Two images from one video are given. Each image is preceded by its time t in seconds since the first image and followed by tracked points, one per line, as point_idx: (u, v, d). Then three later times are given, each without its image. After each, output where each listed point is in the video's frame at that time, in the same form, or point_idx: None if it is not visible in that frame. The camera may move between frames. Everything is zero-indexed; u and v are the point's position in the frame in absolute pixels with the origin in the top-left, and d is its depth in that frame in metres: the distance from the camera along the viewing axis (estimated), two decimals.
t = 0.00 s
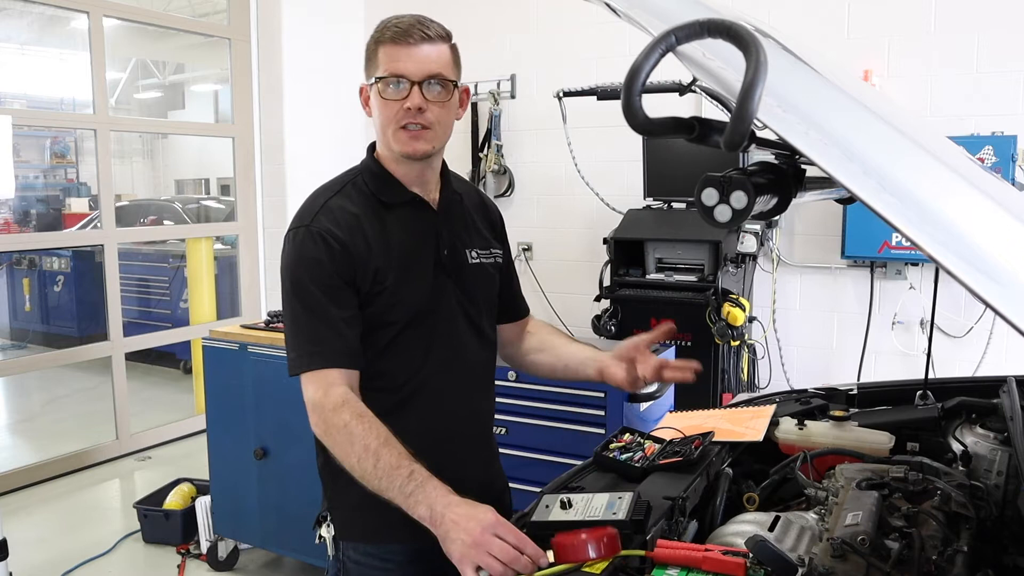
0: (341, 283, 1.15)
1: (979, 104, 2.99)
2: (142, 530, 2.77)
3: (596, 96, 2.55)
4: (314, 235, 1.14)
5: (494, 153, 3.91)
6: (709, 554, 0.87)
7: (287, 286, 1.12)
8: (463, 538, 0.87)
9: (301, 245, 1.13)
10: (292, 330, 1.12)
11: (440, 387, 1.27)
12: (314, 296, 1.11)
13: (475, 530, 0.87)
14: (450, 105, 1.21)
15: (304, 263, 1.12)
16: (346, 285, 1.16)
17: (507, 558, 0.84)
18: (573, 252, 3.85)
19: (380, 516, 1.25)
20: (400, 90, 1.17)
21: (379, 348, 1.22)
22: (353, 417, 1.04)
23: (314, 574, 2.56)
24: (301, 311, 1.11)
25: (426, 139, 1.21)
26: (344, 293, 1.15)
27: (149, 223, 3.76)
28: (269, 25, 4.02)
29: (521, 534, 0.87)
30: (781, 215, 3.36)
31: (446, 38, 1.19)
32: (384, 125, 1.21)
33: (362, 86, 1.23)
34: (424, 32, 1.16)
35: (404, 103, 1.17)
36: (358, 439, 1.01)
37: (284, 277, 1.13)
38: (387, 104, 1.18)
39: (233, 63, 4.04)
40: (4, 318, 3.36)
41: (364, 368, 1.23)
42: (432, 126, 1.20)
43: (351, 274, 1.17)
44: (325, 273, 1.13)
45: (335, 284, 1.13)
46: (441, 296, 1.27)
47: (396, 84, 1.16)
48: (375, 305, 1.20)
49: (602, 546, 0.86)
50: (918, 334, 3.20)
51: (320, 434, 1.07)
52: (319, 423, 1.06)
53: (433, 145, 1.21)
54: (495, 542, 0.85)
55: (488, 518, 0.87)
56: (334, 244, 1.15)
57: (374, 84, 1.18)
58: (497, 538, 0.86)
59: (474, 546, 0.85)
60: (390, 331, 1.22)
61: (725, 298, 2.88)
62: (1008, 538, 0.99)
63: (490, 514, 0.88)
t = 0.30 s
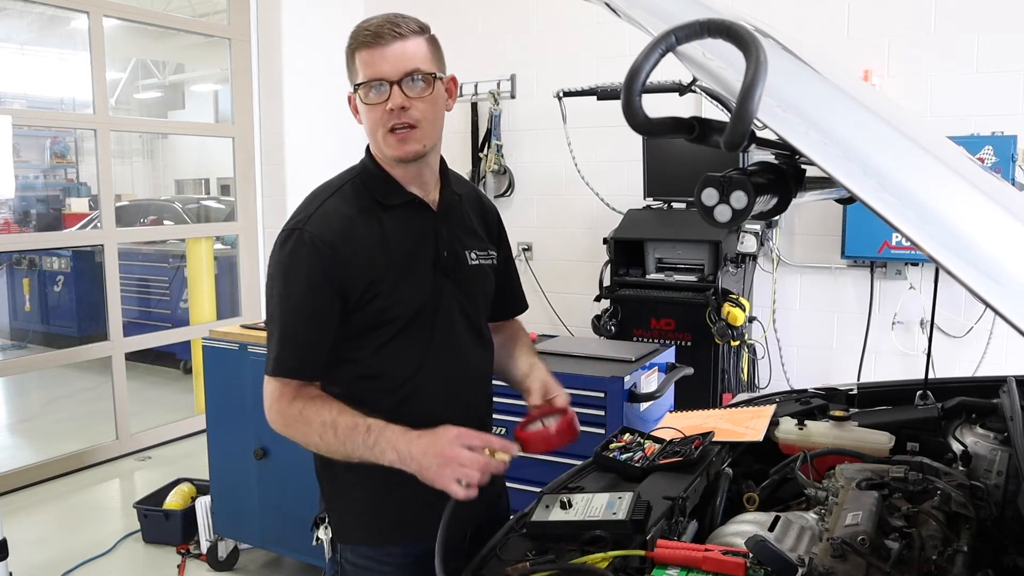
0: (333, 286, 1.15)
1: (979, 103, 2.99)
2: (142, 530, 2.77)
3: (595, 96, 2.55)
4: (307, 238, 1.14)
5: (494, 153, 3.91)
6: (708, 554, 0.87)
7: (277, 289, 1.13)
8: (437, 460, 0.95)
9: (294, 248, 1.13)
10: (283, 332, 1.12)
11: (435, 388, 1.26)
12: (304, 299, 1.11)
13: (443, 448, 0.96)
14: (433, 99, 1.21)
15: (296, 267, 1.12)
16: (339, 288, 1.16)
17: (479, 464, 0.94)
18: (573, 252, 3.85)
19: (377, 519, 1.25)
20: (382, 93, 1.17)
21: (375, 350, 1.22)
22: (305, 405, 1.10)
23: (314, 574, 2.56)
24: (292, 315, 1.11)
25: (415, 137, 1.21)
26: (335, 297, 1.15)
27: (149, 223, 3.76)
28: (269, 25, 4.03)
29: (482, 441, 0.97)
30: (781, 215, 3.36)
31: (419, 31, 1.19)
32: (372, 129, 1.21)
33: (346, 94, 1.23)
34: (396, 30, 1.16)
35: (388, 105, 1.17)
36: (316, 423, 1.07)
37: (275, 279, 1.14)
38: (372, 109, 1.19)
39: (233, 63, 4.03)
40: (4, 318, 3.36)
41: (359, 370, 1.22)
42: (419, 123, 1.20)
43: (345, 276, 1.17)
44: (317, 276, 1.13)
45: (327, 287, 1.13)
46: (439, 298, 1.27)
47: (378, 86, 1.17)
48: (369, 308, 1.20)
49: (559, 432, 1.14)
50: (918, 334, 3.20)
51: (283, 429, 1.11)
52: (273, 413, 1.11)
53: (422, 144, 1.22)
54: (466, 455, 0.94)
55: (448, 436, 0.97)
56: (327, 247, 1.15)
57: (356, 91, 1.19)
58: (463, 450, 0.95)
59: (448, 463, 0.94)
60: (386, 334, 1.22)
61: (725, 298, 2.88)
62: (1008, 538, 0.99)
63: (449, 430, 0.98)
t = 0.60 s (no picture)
0: (318, 289, 1.14)
1: (979, 103, 2.99)
2: (142, 530, 2.77)
3: (595, 96, 2.55)
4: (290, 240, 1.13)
5: (494, 153, 3.90)
6: (708, 554, 0.87)
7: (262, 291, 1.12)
8: (432, 433, 1.01)
9: (278, 250, 1.13)
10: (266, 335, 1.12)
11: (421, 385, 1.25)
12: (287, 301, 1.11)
13: (437, 421, 1.01)
14: (425, 101, 1.20)
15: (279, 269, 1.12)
16: (323, 291, 1.15)
17: (477, 429, 1.01)
18: (573, 252, 3.85)
19: (366, 525, 1.25)
20: (373, 93, 1.16)
21: (363, 353, 1.21)
22: (286, 399, 1.10)
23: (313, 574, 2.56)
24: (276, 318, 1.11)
25: (406, 140, 1.20)
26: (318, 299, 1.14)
27: (149, 223, 3.76)
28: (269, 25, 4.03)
29: (473, 408, 1.03)
30: (781, 215, 3.36)
31: (414, 32, 1.19)
32: (363, 130, 1.20)
33: (337, 93, 1.23)
34: (390, 29, 1.16)
35: (380, 106, 1.17)
36: (298, 417, 1.08)
37: (257, 282, 1.13)
38: (363, 109, 1.18)
39: (233, 63, 4.03)
40: (5, 318, 3.38)
41: (347, 374, 1.21)
42: (411, 125, 1.19)
43: (330, 279, 1.16)
44: (302, 279, 1.12)
45: (312, 290, 1.13)
46: (426, 300, 1.26)
47: (369, 87, 1.16)
48: (354, 311, 1.20)
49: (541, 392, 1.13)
50: (918, 334, 3.20)
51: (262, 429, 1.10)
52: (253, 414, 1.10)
53: (413, 146, 1.21)
54: (461, 424, 1.01)
55: (439, 407, 1.02)
56: (312, 249, 1.14)
57: (348, 90, 1.18)
58: (457, 420, 1.01)
59: (444, 435, 1.01)
60: (373, 336, 1.22)
61: (725, 298, 2.88)
62: (1008, 538, 0.99)
63: (437, 403, 1.03)
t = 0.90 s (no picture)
0: (296, 292, 1.14)
1: (979, 103, 2.99)
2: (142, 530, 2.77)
3: (595, 96, 2.55)
4: (268, 243, 1.13)
5: (494, 153, 3.90)
6: (709, 553, 0.87)
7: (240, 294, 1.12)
8: (423, 408, 0.95)
9: (256, 254, 1.12)
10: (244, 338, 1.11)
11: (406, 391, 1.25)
12: (264, 305, 1.10)
13: (426, 396, 0.95)
14: (409, 103, 1.20)
15: (257, 273, 1.12)
16: (302, 294, 1.15)
17: (467, 401, 0.94)
18: (573, 252, 3.85)
19: (345, 531, 1.24)
20: (356, 94, 1.16)
21: (344, 358, 1.21)
22: (273, 400, 1.09)
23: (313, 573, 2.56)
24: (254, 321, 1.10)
25: (389, 141, 1.20)
26: (297, 303, 1.14)
27: (149, 223, 3.76)
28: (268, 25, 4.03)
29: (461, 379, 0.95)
30: (781, 215, 3.36)
31: (397, 32, 1.19)
32: (345, 132, 1.20)
33: (319, 94, 1.23)
34: (373, 29, 1.16)
35: (362, 107, 1.17)
36: (288, 416, 1.07)
37: (237, 285, 1.13)
38: (346, 110, 1.18)
39: (233, 63, 4.03)
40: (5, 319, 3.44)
41: (329, 379, 1.21)
42: (394, 127, 1.19)
43: (309, 282, 1.16)
44: (280, 283, 1.12)
45: (290, 294, 1.13)
46: (407, 304, 1.26)
47: (352, 88, 1.16)
48: (335, 315, 1.19)
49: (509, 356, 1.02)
50: (918, 334, 3.20)
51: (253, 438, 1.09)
52: (242, 424, 1.09)
53: (397, 147, 1.21)
54: (451, 398, 0.94)
55: (427, 380, 0.96)
56: (290, 252, 1.14)
57: (330, 91, 1.18)
58: (448, 392, 0.95)
59: (436, 409, 0.94)
60: (355, 340, 1.21)
61: (725, 298, 2.87)
62: (1009, 538, 0.99)
63: (425, 376, 0.96)
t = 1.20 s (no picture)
0: (284, 293, 1.14)
1: (979, 103, 2.99)
2: (142, 530, 2.77)
3: (595, 96, 2.55)
4: (255, 242, 1.13)
5: (494, 153, 3.89)
6: (709, 554, 0.87)
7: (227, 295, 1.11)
8: (426, 346, 0.88)
9: (243, 253, 1.12)
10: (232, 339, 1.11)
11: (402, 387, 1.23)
12: (253, 305, 1.10)
13: (422, 331, 0.87)
14: (398, 103, 1.20)
15: (245, 271, 1.12)
16: (290, 295, 1.15)
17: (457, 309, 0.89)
18: (573, 252, 3.85)
19: (338, 538, 1.24)
20: (343, 94, 1.16)
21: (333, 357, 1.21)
22: (274, 393, 1.07)
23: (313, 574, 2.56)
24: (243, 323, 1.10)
25: (376, 141, 1.20)
26: (287, 301, 1.14)
27: (149, 223, 3.76)
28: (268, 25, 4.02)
29: (442, 296, 0.87)
30: (781, 215, 3.36)
31: (386, 31, 1.19)
32: (331, 130, 1.20)
33: (306, 91, 1.23)
34: (362, 28, 1.16)
35: (350, 107, 1.16)
36: (290, 405, 1.04)
37: (224, 286, 1.13)
38: (333, 109, 1.18)
39: (233, 63, 4.03)
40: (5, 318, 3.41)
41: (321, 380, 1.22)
42: (383, 127, 1.19)
43: (295, 282, 1.16)
44: (269, 283, 1.12)
45: (278, 294, 1.12)
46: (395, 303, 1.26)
47: (339, 87, 1.16)
48: (322, 315, 1.20)
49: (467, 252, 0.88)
50: (918, 334, 3.19)
51: (264, 439, 1.08)
52: (253, 427, 1.08)
53: (384, 147, 1.21)
54: (446, 320, 0.88)
55: (413, 317, 0.86)
56: (276, 252, 1.14)
57: (317, 89, 1.18)
58: (440, 313, 0.87)
59: (439, 337, 0.88)
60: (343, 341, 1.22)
61: (725, 298, 2.88)
62: (1008, 538, 0.99)
63: (407, 309, 0.87)
